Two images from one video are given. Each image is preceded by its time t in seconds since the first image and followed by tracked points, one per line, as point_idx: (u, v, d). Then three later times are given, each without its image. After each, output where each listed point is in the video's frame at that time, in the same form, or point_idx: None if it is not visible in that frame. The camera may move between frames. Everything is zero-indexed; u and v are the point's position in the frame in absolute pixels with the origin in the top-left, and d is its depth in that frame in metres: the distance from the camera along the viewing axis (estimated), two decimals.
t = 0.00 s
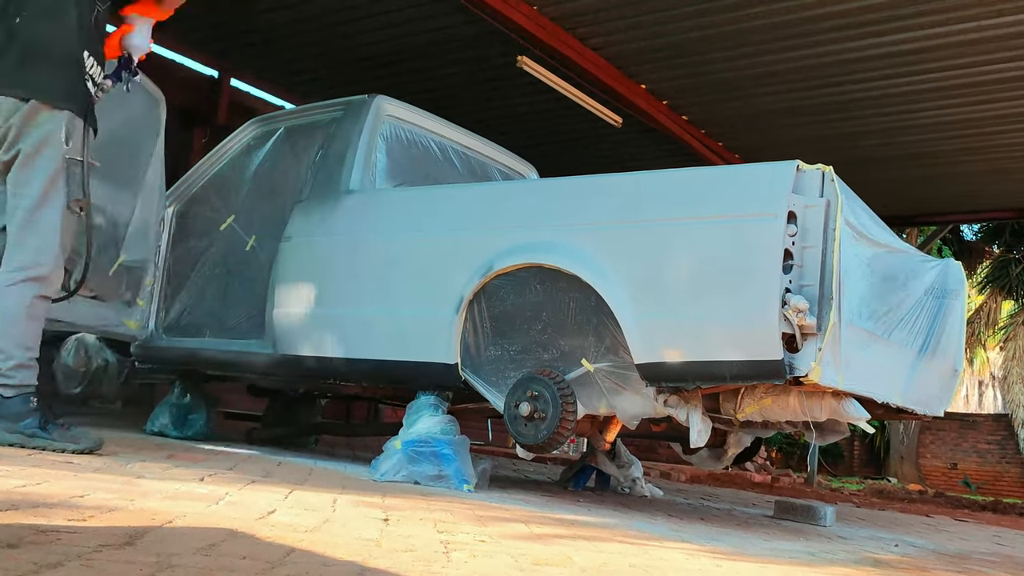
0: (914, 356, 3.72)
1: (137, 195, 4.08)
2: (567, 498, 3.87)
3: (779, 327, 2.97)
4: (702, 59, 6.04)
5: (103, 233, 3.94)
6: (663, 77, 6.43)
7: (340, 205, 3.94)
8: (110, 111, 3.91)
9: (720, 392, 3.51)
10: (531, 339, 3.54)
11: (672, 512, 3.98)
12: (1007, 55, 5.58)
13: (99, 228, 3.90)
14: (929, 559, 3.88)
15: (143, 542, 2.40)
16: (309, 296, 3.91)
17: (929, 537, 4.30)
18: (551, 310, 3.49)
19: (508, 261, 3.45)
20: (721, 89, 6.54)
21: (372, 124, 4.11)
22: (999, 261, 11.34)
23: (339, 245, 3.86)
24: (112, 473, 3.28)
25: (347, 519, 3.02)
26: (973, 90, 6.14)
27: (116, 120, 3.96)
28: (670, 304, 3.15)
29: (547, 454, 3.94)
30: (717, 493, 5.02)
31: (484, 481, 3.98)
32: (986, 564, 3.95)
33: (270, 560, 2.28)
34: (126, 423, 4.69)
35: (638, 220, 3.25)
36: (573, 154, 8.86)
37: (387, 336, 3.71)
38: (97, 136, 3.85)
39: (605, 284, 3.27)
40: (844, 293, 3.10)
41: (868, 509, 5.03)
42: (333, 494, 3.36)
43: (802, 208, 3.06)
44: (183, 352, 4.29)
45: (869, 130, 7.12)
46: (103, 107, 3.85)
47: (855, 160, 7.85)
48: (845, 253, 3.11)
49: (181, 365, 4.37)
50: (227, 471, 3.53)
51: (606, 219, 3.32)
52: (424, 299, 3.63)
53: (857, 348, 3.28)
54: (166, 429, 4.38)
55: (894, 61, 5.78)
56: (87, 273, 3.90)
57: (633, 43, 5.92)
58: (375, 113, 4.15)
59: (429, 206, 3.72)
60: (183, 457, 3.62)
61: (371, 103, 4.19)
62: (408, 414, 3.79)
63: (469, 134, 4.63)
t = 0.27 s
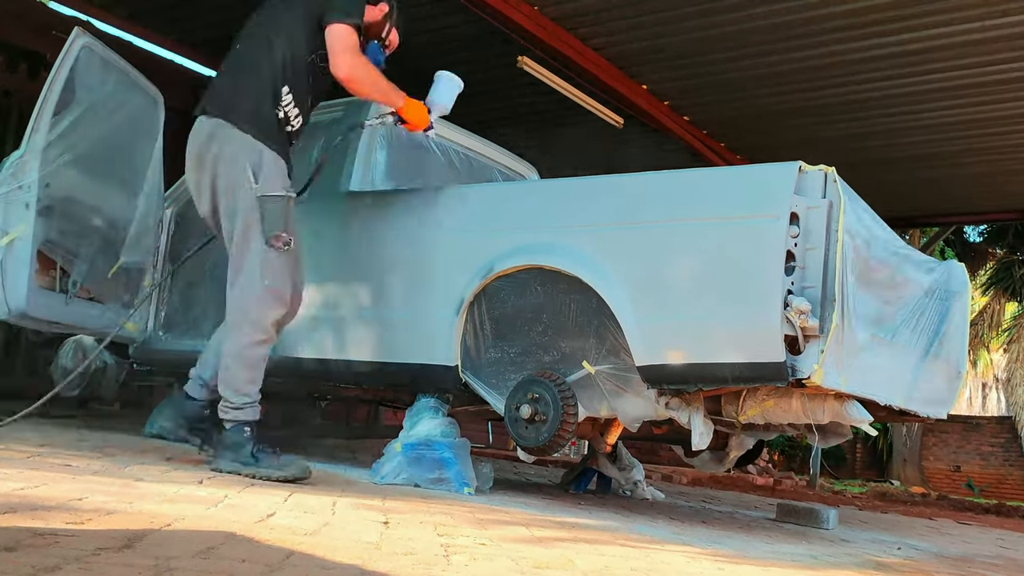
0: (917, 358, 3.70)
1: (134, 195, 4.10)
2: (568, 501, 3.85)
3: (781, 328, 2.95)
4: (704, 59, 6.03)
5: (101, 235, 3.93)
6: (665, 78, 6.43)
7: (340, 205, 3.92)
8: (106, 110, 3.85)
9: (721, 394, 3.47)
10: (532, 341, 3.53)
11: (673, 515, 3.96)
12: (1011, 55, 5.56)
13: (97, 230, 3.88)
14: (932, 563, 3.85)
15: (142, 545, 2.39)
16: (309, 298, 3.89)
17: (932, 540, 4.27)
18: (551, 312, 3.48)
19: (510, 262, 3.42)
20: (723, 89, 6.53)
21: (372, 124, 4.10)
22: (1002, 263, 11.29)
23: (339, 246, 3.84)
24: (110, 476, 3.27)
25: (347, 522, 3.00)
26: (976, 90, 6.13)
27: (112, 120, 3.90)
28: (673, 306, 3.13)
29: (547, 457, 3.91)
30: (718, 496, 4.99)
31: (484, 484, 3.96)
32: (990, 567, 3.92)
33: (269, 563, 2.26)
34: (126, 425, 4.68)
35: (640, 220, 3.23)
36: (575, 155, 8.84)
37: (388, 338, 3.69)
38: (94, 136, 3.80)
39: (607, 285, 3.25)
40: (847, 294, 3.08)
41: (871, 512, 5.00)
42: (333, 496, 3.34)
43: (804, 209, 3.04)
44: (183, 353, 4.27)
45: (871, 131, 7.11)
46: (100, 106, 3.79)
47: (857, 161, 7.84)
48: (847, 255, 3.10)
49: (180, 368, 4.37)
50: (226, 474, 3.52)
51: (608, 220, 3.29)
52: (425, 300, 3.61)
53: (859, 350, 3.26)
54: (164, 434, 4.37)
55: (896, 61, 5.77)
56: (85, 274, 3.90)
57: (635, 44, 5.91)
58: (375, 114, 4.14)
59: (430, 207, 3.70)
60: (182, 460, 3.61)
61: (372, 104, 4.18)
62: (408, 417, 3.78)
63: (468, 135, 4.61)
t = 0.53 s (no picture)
0: (921, 360, 3.68)
1: (133, 197, 4.04)
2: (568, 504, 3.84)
3: (784, 330, 2.92)
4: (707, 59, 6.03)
5: (100, 236, 3.90)
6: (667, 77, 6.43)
7: (339, 207, 3.89)
8: (107, 111, 3.89)
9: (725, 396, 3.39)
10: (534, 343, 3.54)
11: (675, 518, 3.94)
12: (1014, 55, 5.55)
13: (96, 231, 3.87)
14: (936, 566, 3.82)
15: (141, 547, 2.37)
16: (307, 299, 3.83)
17: (936, 544, 4.24)
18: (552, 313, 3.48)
19: (511, 263, 3.37)
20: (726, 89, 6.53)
21: (372, 125, 4.09)
22: (1006, 266, 11.22)
23: (340, 248, 3.79)
24: (109, 478, 3.25)
25: (346, 524, 2.99)
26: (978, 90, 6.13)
27: (113, 122, 3.94)
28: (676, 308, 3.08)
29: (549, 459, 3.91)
30: (721, 500, 4.96)
31: (484, 487, 3.95)
32: (995, 570, 3.90)
33: (269, 565, 2.24)
34: (126, 428, 4.66)
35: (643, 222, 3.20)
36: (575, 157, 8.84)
37: (385, 341, 3.63)
38: (92, 137, 3.84)
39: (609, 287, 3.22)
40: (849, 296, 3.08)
41: (874, 515, 4.97)
42: (332, 499, 3.32)
43: (806, 211, 3.03)
44: (182, 356, 4.25)
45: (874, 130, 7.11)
46: (99, 107, 3.84)
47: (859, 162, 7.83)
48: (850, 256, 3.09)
49: (180, 372, 4.36)
50: (225, 477, 3.50)
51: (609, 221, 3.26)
52: (423, 302, 3.56)
53: (863, 352, 3.25)
54: (162, 436, 4.35)
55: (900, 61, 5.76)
56: (83, 275, 3.87)
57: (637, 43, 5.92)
58: (375, 114, 4.13)
59: (430, 209, 3.68)
60: (181, 463, 3.60)
61: (372, 105, 4.17)
62: (408, 418, 3.78)
63: (468, 135, 4.62)
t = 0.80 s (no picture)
0: (925, 363, 3.66)
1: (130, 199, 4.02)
2: (569, 507, 3.81)
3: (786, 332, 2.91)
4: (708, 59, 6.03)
5: (99, 238, 3.89)
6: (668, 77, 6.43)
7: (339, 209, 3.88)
8: (107, 112, 3.84)
9: (726, 400, 3.36)
10: (535, 345, 3.53)
11: (677, 522, 3.92)
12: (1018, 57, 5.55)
13: (95, 233, 3.84)
14: (940, 570, 3.80)
15: (140, 551, 2.35)
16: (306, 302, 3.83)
17: (940, 548, 4.22)
18: (552, 315, 3.47)
19: (511, 267, 3.37)
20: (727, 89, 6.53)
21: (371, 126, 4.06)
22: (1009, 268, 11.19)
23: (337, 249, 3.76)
24: (107, 482, 3.23)
25: (346, 528, 2.96)
26: (982, 92, 6.12)
27: (112, 123, 3.89)
28: (677, 311, 3.08)
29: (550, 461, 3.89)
30: (723, 503, 4.93)
31: (485, 490, 3.93)
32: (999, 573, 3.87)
33: (268, 569, 2.22)
34: (124, 431, 4.65)
35: (643, 224, 3.19)
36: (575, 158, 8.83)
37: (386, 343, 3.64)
38: (92, 138, 3.80)
39: (609, 289, 3.22)
40: (851, 298, 3.06)
41: (876, 518, 4.94)
42: (331, 503, 3.30)
43: (809, 212, 3.00)
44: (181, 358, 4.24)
45: (877, 132, 7.10)
46: (99, 108, 3.79)
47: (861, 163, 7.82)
48: (852, 259, 3.07)
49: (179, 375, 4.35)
50: (225, 481, 3.48)
51: (608, 223, 3.25)
52: (423, 305, 3.56)
53: (866, 354, 3.23)
54: (161, 437, 4.30)
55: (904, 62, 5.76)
56: (82, 277, 3.86)
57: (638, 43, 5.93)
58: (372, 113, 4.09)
59: (428, 211, 3.65)
60: (180, 466, 3.58)
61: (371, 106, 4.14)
62: (406, 422, 3.77)
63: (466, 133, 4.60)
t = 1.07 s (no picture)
0: (928, 364, 3.64)
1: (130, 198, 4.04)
2: (570, 510, 3.79)
3: (788, 333, 2.89)
4: (710, 58, 6.01)
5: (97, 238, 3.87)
6: (669, 77, 6.42)
7: (338, 209, 3.86)
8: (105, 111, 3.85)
9: (727, 401, 3.35)
10: (535, 347, 3.50)
11: (678, 524, 3.90)
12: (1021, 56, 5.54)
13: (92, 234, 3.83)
14: (943, 572, 3.78)
15: (139, 553, 2.33)
16: (305, 303, 3.81)
17: (942, 550, 4.20)
18: (552, 316, 3.45)
19: (511, 268, 3.35)
20: (728, 89, 6.51)
21: (371, 126, 4.04)
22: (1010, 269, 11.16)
23: (339, 250, 3.76)
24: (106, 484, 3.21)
25: (346, 530, 2.94)
26: (985, 92, 6.11)
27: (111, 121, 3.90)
28: (678, 312, 3.06)
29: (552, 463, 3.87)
30: (724, 505, 4.91)
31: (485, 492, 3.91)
32: None
33: (268, 573, 2.20)
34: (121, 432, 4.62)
35: (644, 225, 3.16)
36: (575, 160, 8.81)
37: (385, 344, 3.62)
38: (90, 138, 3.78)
39: (610, 291, 3.19)
40: (855, 299, 3.04)
41: (879, 521, 4.91)
42: (330, 505, 3.28)
43: (811, 213, 2.98)
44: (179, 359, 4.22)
45: (878, 132, 7.08)
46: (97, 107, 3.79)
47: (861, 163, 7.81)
48: (855, 260, 3.05)
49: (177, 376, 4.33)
50: (224, 483, 3.46)
51: (608, 224, 3.23)
52: (423, 306, 3.53)
53: (869, 356, 3.21)
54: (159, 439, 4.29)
55: (906, 62, 5.75)
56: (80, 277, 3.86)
57: (639, 42, 5.92)
58: (373, 116, 4.08)
59: (428, 212, 3.63)
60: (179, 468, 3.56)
61: (371, 106, 4.12)
62: (408, 423, 3.72)
63: (468, 136, 4.59)
